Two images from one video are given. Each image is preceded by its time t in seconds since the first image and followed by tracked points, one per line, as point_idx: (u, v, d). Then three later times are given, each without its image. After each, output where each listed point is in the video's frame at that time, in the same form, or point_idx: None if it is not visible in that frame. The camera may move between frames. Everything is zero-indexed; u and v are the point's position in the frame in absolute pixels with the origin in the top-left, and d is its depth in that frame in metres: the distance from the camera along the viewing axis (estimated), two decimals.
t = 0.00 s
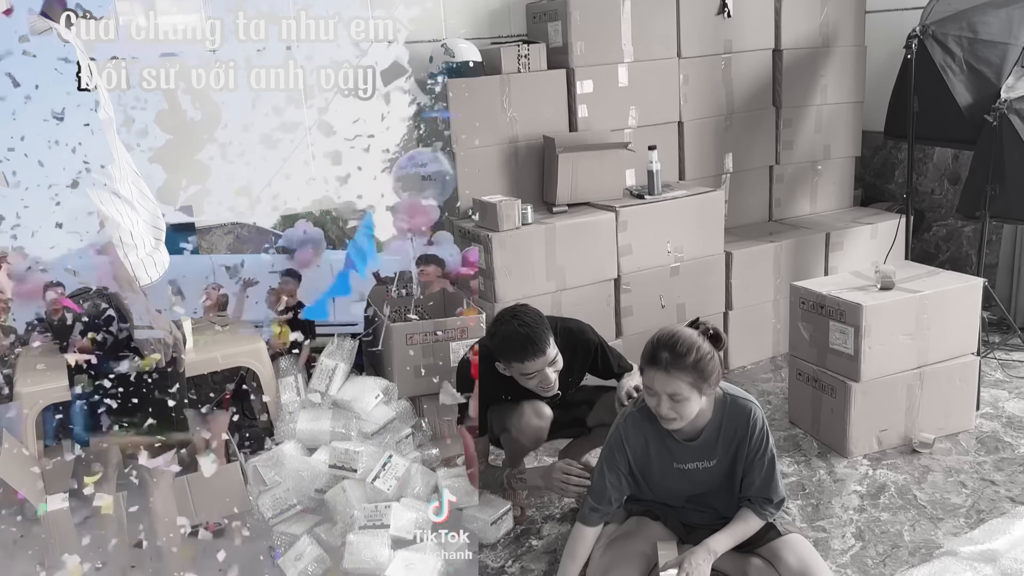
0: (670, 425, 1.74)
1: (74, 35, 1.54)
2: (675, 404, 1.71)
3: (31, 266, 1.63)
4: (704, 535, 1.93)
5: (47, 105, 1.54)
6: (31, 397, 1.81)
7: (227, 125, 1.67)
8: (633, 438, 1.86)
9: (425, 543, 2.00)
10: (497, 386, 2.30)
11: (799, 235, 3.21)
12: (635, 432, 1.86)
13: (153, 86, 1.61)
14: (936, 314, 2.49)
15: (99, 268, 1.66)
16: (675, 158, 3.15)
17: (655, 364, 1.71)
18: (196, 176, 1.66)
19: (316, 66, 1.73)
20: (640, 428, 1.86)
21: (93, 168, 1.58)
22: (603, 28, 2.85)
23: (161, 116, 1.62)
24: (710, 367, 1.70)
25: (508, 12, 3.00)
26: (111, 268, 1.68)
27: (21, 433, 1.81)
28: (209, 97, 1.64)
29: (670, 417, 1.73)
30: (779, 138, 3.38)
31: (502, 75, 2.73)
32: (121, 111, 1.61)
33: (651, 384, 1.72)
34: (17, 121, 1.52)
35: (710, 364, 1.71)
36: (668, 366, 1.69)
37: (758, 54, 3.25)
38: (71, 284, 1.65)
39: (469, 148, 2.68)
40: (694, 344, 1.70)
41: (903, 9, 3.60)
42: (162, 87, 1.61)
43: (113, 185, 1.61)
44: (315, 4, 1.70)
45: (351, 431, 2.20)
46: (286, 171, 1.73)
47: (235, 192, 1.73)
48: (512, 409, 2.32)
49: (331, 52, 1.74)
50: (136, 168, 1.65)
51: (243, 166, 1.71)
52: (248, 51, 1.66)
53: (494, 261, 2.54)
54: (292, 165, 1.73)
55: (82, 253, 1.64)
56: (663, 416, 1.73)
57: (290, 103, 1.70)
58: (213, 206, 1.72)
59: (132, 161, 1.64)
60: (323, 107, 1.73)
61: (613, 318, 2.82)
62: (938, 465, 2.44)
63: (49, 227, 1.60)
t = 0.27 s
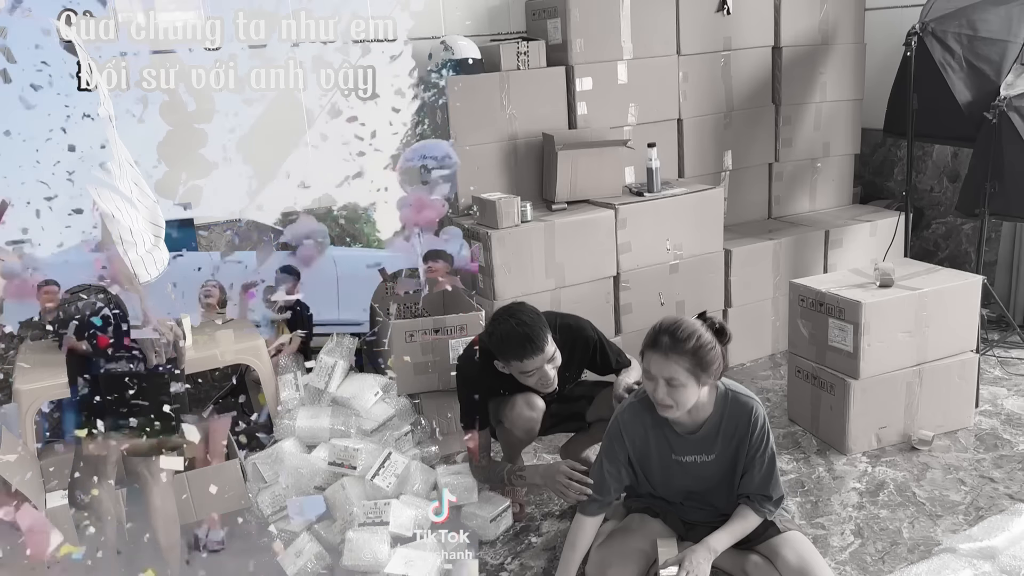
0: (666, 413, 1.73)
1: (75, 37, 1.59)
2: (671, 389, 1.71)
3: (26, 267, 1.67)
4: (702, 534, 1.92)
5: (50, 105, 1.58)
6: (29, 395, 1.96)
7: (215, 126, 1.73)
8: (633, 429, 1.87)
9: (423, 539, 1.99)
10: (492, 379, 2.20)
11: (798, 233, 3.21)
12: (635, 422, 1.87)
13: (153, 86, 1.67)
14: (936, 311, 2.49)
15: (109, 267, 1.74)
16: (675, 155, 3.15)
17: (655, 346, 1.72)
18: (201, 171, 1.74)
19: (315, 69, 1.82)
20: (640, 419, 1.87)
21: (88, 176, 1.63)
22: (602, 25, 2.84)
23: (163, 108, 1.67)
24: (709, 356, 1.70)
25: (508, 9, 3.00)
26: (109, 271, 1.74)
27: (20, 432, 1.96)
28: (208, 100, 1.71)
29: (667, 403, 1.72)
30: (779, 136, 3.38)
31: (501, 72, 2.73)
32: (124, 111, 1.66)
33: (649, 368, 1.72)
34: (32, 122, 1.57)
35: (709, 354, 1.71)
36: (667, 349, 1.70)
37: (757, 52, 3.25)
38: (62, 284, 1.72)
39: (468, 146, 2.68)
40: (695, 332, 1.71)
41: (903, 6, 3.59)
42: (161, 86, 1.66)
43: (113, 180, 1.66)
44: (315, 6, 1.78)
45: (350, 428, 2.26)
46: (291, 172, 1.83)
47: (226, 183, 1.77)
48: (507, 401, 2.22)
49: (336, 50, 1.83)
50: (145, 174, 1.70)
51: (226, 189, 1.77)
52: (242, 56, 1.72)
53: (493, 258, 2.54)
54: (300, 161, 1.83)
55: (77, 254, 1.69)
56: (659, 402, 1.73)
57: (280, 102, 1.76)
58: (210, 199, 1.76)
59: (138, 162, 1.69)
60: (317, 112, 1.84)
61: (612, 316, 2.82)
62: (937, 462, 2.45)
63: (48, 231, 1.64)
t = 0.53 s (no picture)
0: (664, 390, 1.74)
1: (76, 33, 1.91)
2: (670, 365, 1.72)
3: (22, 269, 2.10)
4: (701, 529, 1.92)
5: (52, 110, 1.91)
6: (26, 392, 1.99)
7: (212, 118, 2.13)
8: (635, 416, 1.87)
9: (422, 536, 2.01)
10: (491, 370, 2.20)
11: (797, 229, 3.21)
12: (637, 408, 1.87)
13: (151, 85, 2.05)
14: (934, 308, 2.49)
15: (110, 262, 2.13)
16: (674, 151, 3.15)
17: (660, 321, 1.73)
18: (201, 168, 2.18)
19: (317, 66, 2.25)
20: (643, 406, 1.87)
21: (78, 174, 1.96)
22: (602, 20, 2.84)
23: (169, 102, 2.08)
24: (712, 337, 1.72)
25: (507, 5, 2.99)
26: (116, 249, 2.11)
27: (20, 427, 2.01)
28: (208, 95, 2.11)
29: (665, 380, 1.73)
30: (778, 132, 3.38)
31: (500, 68, 2.72)
32: (124, 105, 2.02)
33: (651, 342, 1.74)
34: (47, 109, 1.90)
35: (713, 335, 1.72)
36: (671, 326, 1.71)
37: (757, 48, 3.25)
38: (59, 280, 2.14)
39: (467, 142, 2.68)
40: (701, 312, 1.72)
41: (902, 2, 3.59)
42: (158, 85, 2.06)
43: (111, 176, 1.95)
44: (313, 7, 2.18)
45: (350, 424, 2.25)
46: (291, 135, 2.24)
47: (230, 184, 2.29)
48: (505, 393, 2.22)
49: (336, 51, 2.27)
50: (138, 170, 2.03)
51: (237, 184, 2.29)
52: (246, 52, 2.07)
53: (492, 254, 2.54)
54: (302, 144, 2.28)
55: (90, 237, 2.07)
56: (658, 378, 1.74)
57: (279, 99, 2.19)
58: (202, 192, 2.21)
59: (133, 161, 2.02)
60: (324, 99, 2.30)
61: (611, 312, 2.82)
62: (936, 458, 2.45)
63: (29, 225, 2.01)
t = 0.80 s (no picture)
0: (665, 374, 1.76)
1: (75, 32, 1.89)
2: (672, 348, 1.74)
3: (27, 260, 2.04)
4: (700, 526, 1.92)
5: (61, 95, 1.89)
6: (26, 389, 2.01)
7: (228, 104, 2.09)
8: (637, 405, 1.89)
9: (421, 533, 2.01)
10: (491, 367, 2.19)
11: (796, 227, 3.21)
12: (639, 397, 1.89)
13: (151, 85, 2.03)
14: (934, 305, 2.49)
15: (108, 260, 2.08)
16: (674, 149, 3.14)
17: (666, 303, 1.76)
18: (202, 164, 2.13)
19: (316, 67, 2.15)
20: (645, 395, 1.89)
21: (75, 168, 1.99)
22: (601, 17, 2.84)
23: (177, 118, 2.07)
24: (716, 324, 1.74)
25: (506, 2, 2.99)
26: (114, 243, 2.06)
27: (19, 424, 2.01)
28: (209, 96, 2.07)
29: (667, 363, 1.75)
30: (777, 130, 3.38)
31: (500, 65, 2.72)
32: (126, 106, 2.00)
33: (655, 325, 1.76)
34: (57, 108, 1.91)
35: (717, 322, 1.74)
36: (675, 308, 1.74)
37: (757, 45, 3.25)
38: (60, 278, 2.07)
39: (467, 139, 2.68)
40: (706, 299, 1.75)
41: None
42: (160, 85, 2.04)
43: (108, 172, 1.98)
44: (315, 7, 2.11)
45: (349, 422, 2.28)
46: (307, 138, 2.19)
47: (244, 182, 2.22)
48: (507, 390, 2.21)
49: (330, 52, 2.17)
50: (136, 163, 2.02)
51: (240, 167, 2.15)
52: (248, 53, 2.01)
53: (491, 252, 2.54)
54: (313, 139, 2.20)
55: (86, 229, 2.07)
56: (660, 361, 1.76)
57: (283, 97, 2.08)
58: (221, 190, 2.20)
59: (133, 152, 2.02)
60: (327, 100, 2.19)
61: (610, 310, 2.82)
62: (935, 456, 2.45)
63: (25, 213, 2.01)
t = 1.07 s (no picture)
0: (667, 359, 1.78)
1: (75, 32, 1.74)
2: (675, 332, 1.76)
3: None
4: (699, 523, 1.92)
5: (43, 99, 1.73)
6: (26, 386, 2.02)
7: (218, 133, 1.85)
8: (639, 397, 1.90)
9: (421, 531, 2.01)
10: (492, 363, 2.21)
11: (795, 224, 3.20)
12: (640, 389, 1.90)
13: (152, 85, 1.80)
14: (933, 303, 2.49)
15: (99, 258, 1.88)
16: (673, 146, 3.14)
17: (670, 289, 1.78)
18: (206, 164, 1.85)
19: (316, 66, 1.89)
20: (646, 387, 1.90)
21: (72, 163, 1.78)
22: (601, 14, 2.83)
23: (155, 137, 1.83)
24: (719, 310, 1.76)
25: None
26: (105, 225, 1.84)
27: (15, 419, 2.03)
28: (210, 96, 1.83)
29: (669, 348, 1.77)
30: (777, 127, 3.38)
31: (499, 63, 2.72)
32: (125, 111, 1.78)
33: (659, 310, 1.79)
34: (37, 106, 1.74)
35: (719, 309, 1.76)
36: (678, 294, 1.76)
37: (757, 43, 3.25)
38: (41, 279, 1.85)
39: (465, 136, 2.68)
40: (709, 286, 1.77)
41: None
42: (161, 86, 1.80)
43: (108, 170, 1.79)
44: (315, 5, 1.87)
45: (349, 419, 2.27)
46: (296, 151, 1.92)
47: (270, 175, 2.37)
48: (508, 387, 2.22)
49: (331, 51, 1.91)
50: (138, 160, 1.81)
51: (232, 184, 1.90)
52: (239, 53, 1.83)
53: (490, 250, 2.54)
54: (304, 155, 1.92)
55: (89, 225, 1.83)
56: (662, 346, 1.78)
57: (286, 101, 1.88)
58: (209, 192, 1.88)
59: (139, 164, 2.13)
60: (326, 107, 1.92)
61: (609, 307, 2.82)
62: (934, 453, 2.45)
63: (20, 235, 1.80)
